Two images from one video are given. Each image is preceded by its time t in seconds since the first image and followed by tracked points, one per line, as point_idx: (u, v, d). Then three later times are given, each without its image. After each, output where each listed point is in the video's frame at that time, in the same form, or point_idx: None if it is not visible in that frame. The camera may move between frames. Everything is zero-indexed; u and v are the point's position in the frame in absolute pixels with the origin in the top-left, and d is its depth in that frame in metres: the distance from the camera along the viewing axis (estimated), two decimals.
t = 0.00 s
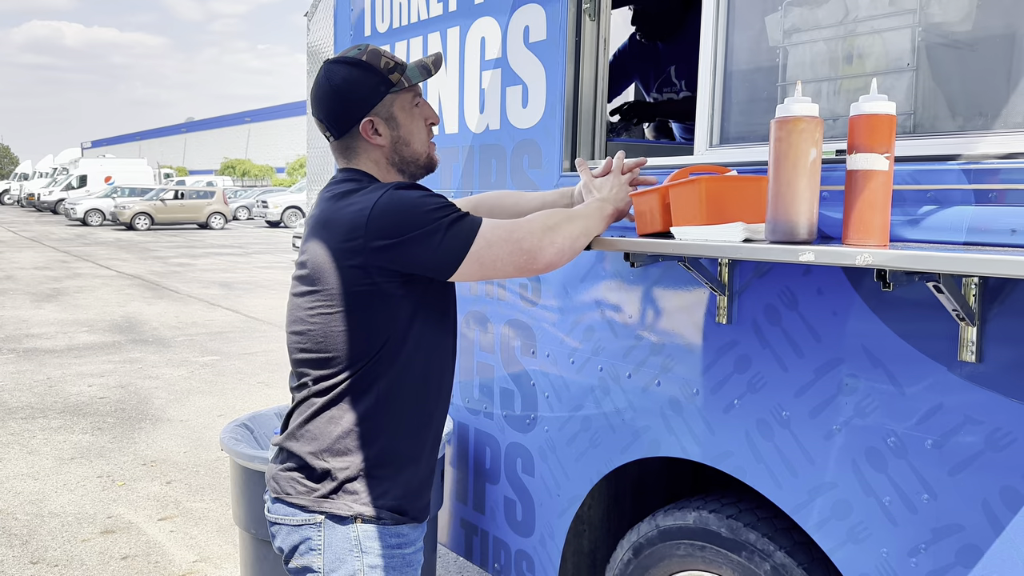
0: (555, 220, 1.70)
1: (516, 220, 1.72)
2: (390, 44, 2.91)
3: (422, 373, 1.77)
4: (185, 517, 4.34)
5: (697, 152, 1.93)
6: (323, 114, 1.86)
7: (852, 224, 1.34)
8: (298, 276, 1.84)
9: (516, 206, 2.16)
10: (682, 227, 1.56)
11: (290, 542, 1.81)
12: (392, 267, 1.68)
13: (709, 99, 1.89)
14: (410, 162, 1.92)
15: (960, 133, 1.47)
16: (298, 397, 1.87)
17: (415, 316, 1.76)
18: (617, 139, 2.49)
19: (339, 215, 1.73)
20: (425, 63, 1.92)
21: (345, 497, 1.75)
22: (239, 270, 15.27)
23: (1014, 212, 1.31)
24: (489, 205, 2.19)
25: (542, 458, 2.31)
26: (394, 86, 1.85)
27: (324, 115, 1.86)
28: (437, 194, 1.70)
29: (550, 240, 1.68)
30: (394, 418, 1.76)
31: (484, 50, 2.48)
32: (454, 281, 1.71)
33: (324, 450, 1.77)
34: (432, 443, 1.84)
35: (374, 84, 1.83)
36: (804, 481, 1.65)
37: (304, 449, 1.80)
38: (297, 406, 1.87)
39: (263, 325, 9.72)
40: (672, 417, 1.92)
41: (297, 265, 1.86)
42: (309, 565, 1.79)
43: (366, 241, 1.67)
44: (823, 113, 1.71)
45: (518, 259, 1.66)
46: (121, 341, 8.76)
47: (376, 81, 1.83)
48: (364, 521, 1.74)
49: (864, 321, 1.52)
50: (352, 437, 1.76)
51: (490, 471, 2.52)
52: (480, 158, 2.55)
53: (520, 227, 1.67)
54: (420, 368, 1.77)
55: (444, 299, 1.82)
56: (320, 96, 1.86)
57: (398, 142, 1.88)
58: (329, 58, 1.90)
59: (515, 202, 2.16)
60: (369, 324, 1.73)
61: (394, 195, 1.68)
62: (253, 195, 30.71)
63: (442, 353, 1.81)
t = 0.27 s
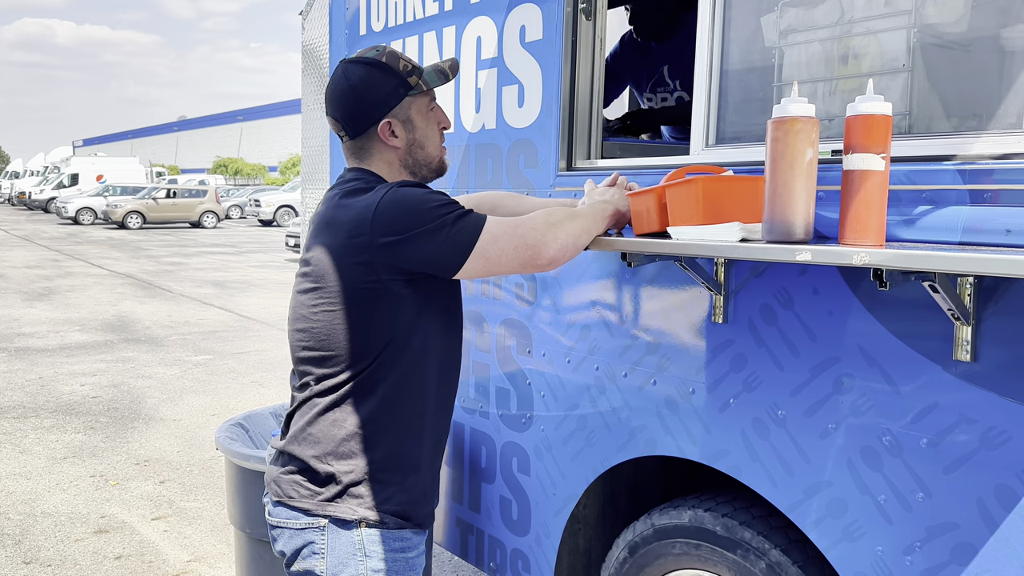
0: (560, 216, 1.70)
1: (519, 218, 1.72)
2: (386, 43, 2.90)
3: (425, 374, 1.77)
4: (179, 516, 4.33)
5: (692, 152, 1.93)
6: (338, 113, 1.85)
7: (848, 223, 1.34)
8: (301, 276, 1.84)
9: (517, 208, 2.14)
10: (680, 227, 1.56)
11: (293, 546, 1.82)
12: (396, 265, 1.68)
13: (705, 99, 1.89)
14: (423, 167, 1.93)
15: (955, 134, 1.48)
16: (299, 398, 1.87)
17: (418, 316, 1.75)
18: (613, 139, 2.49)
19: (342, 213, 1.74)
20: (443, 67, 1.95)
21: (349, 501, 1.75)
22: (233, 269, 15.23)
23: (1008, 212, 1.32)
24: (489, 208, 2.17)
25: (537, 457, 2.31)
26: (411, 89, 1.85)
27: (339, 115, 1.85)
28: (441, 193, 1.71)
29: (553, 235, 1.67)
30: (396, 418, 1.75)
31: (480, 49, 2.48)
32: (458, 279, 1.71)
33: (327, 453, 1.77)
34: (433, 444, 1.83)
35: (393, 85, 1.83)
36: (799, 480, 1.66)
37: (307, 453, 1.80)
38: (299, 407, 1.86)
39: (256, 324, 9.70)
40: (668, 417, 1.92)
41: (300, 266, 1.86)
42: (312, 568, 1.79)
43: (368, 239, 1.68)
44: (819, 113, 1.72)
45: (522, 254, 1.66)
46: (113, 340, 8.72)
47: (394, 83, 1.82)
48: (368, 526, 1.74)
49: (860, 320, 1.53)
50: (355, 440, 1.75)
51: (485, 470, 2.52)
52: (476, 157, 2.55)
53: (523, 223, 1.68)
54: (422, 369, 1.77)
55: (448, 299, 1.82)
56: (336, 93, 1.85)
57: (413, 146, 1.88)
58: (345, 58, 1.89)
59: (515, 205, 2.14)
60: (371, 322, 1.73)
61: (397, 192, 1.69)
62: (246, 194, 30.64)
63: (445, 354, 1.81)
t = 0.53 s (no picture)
0: (556, 215, 1.70)
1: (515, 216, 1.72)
2: (379, 41, 2.89)
3: (425, 373, 1.77)
4: (169, 516, 4.31)
5: (686, 151, 1.94)
6: (341, 112, 1.84)
7: (844, 222, 1.35)
8: (297, 275, 1.84)
9: (511, 208, 2.14)
10: (675, 226, 1.56)
11: (296, 546, 1.81)
12: (393, 262, 1.67)
13: (698, 98, 1.89)
14: (425, 169, 1.92)
15: (948, 134, 1.49)
16: (297, 398, 1.87)
17: (417, 315, 1.74)
18: (606, 138, 2.49)
19: (339, 212, 1.74)
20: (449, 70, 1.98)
21: (351, 501, 1.74)
22: (222, 267, 15.16)
23: (1001, 211, 1.33)
24: (483, 207, 2.17)
25: (531, 455, 2.31)
26: (417, 91, 1.85)
27: (343, 115, 1.84)
28: (437, 190, 1.71)
29: (549, 234, 1.67)
30: (395, 418, 1.75)
31: (474, 47, 2.48)
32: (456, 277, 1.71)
33: (329, 454, 1.76)
34: (432, 443, 1.82)
35: (398, 86, 1.83)
36: (793, 477, 1.67)
37: (308, 454, 1.79)
38: (297, 407, 1.86)
39: (245, 323, 9.66)
40: (662, 415, 1.93)
41: (297, 265, 1.85)
42: (315, 568, 1.78)
43: (365, 237, 1.68)
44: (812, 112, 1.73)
45: (518, 252, 1.66)
46: (101, 339, 8.67)
47: (400, 85, 1.82)
48: (370, 526, 1.73)
49: (853, 319, 1.54)
50: (356, 440, 1.75)
51: (478, 469, 2.52)
52: (470, 156, 2.54)
53: (519, 221, 1.67)
54: (420, 367, 1.76)
55: (446, 298, 1.81)
56: (339, 92, 1.84)
57: (416, 147, 1.88)
58: (349, 57, 1.88)
59: (510, 204, 2.14)
60: (368, 321, 1.73)
61: (393, 189, 1.69)
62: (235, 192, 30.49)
63: (443, 352, 1.81)
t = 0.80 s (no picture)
0: (552, 214, 1.70)
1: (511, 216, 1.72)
2: (369, 38, 2.88)
3: (422, 372, 1.76)
4: (157, 516, 4.29)
5: (680, 151, 1.94)
6: (338, 112, 1.84)
7: (840, 222, 1.36)
8: (293, 275, 1.83)
9: (506, 206, 2.14)
10: (671, 225, 1.57)
11: (293, 546, 1.81)
12: (390, 261, 1.67)
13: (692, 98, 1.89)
14: (421, 169, 1.91)
15: (940, 135, 1.50)
16: (294, 399, 1.86)
17: (414, 314, 1.74)
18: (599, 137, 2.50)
19: (335, 211, 1.74)
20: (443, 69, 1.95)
21: (349, 501, 1.74)
22: (208, 266, 15.07)
23: (993, 211, 1.34)
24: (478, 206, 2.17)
25: (524, 454, 2.31)
26: (414, 91, 1.85)
27: (341, 114, 1.83)
28: (433, 189, 1.71)
29: (545, 233, 1.67)
30: (392, 417, 1.74)
31: (466, 46, 2.47)
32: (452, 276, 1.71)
33: (326, 454, 1.76)
34: (429, 442, 1.82)
35: (396, 86, 1.82)
36: (787, 475, 1.68)
37: (305, 454, 1.78)
38: (294, 408, 1.85)
39: (231, 321, 9.60)
40: (656, 414, 1.93)
41: (293, 265, 1.85)
42: (313, 567, 1.78)
43: (361, 236, 1.67)
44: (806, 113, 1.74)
45: (514, 251, 1.66)
46: (85, 338, 8.59)
47: (398, 84, 1.82)
48: (368, 525, 1.73)
49: (847, 318, 1.55)
50: (353, 439, 1.74)
51: (471, 468, 2.52)
52: (462, 154, 2.54)
53: (515, 220, 1.68)
54: (417, 366, 1.76)
55: (443, 297, 1.81)
56: (337, 92, 1.83)
57: (413, 147, 1.87)
58: (347, 57, 1.88)
59: (505, 203, 2.15)
60: (365, 320, 1.72)
61: (389, 188, 1.68)
62: (221, 190, 30.31)
63: (439, 352, 1.81)
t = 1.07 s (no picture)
0: (548, 216, 1.71)
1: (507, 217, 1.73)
2: (359, 37, 2.87)
3: (419, 373, 1.77)
4: (142, 517, 4.25)
5: (673, 153, 1.94)
6: (336, 113, 1.83)
7: (836, 226, 1.37)
8: (288, 277, 1.82)
9: (501, 208, 2.14)
10: (667, 228, 1.58)
11: (290, 548, 1.80)
12: (388, 263, 1.67)
13: (685, 100, 1.89)
14: (418, 172, 1.92)
15: (933, 139, 1.52)
16: (289, 401, 1.85)
17: (410, 316, 1.75)
18: (591, 138, 2.51)
19: (333, 214, 1.73)
20: (439, 71, 1.97)
21: (346, 503, 1.74)
22: (191, 264, 14.95)
23: (985, 215, 1.36)
24: (473, 208, 2.17)
25: (516, 454, 2.32)
26: (412, 94, 1.86)
27: (340, 116, 1.83)
28: (431, 191, 1.71)
29: (541, 235, 1.68)
30: (388, 419, 1.75)
31: (458, 46, 2.47)
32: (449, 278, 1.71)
33: (323, 456, 1.75)
34: (425, 443, 1.83)
35: (395, 88, 1.83)
36: (780, 475, 1.69)
37: (301, 457, 1.78)
38: (289, 410, 1.85)
39: (215, 320, 9.53)
40: (649, 414, 1.94)
41: (289, 267, 1.84)
42: (309, 569, 1.78)
43: (359, 238, 1.67)
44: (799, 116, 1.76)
45: (511, 253, 1.67)
46: (66, 337, 8.50)
47: (397, 87, 1.83)
48: (365, 526, 1.73)
49: (840, 320, 1.57)
50: (350, 441, 1.74)
51: (462, 468, 2.51)
52: (453, 154, 2.53)
53: (512, 222, 1.68)
54: (413, 368, 1.76)
55: (439, 299, 1.82)
56: (335, 92, 1.83)
57: (412, 149, 1.88)
58: (343, 58, 1.87)
59: (498, 205, 2.15)
60: (362, 322, 1.72)
61: (386, 190, 1.68)
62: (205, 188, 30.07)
63: (434, 354, 1.81)
